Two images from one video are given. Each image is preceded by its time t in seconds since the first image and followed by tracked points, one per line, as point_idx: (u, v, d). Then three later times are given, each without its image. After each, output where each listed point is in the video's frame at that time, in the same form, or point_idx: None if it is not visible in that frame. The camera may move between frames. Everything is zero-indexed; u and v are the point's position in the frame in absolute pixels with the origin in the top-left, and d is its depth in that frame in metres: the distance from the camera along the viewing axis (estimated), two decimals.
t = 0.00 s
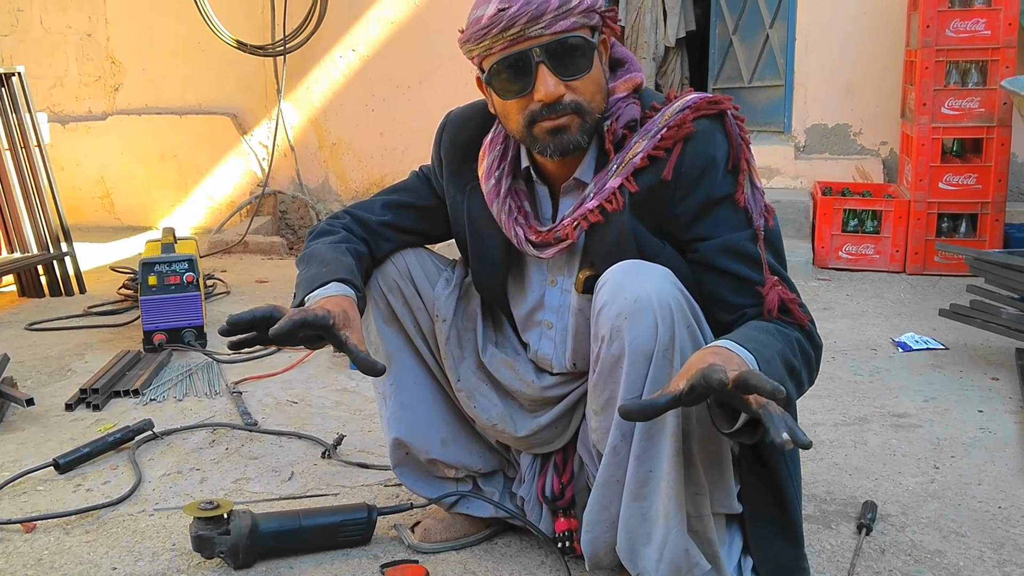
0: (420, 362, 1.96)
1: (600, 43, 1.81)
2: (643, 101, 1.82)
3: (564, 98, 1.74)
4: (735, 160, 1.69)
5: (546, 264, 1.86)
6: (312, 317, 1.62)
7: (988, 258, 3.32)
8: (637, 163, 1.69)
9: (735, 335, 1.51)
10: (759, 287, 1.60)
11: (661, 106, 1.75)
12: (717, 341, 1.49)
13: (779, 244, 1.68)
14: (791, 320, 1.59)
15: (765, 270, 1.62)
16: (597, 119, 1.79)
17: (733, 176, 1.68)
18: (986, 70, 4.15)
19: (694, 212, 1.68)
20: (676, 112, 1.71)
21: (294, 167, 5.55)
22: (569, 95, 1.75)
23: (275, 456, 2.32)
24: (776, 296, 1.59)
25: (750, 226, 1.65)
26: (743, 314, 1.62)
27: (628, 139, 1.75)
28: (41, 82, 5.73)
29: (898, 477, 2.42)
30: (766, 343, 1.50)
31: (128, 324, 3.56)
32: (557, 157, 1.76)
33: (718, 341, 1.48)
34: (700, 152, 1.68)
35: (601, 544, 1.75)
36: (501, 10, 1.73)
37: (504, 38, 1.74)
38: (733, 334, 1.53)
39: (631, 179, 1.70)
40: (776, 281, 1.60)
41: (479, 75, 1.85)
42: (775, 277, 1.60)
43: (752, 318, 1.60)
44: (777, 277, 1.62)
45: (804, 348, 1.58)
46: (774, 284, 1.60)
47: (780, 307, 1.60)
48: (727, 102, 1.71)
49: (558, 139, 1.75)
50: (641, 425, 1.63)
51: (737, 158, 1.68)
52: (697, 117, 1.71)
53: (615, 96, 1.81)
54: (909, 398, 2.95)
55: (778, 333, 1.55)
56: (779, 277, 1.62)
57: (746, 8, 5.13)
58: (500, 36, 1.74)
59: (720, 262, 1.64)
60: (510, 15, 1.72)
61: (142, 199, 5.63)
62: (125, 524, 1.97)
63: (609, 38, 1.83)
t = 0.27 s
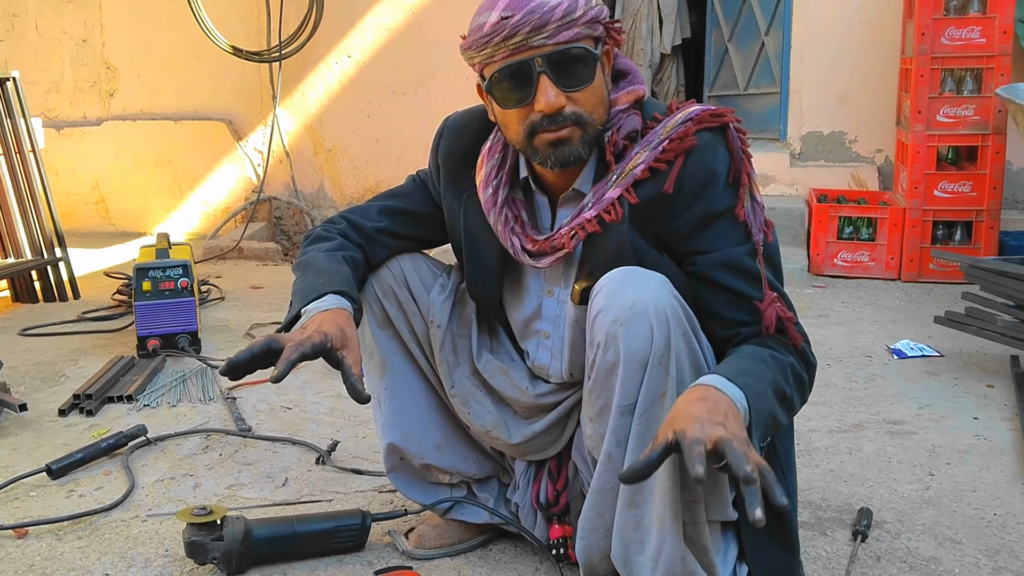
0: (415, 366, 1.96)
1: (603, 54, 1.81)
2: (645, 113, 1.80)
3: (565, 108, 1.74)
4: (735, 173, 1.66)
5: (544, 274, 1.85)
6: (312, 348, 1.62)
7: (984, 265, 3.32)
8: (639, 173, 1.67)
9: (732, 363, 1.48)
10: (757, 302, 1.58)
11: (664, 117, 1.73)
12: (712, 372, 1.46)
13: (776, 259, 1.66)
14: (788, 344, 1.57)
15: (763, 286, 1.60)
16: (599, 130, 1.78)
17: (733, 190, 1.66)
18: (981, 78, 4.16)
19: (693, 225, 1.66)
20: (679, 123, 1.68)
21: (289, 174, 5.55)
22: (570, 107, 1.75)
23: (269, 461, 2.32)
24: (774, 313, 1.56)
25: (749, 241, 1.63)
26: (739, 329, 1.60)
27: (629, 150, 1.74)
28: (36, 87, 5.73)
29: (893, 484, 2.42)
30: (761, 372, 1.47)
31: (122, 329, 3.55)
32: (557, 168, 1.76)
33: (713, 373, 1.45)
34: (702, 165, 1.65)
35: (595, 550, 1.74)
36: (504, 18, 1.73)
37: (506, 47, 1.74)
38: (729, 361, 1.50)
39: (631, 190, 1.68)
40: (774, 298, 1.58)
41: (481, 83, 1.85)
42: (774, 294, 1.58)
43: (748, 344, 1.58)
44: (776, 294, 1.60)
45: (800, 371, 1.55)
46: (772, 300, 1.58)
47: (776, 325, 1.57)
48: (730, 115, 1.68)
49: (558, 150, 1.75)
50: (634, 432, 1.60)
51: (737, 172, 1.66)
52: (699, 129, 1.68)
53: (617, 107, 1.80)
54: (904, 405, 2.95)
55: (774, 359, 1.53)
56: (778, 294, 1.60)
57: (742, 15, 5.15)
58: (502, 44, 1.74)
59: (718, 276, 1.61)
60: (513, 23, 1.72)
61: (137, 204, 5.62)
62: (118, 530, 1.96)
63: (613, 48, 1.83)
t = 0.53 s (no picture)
0: (412, 366, 1.95)
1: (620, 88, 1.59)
2: (661, 135, 1.65)
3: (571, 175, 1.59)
4: (743, 206, 1.58)
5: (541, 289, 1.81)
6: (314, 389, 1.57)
7: (979, 268, 3.31)
8: (648, 196, 1.56)
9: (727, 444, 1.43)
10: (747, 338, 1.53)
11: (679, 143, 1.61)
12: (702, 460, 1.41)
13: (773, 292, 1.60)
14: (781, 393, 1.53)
15: (758, 322, 1.54)
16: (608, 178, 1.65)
17: (740, 222, 1.57)
18: (977, 82, 4.17)
19: (695, 253, 1.57)
20: (694, 149, 1.57)
21: (284, 176, 5.55)
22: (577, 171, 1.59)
23: (264, 464, 2.30)
24: (762, 353, 1.50)
25: (749, 275, 1.56)
26: (730, 364, 1.55)
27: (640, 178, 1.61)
28: (30, 89, 5.71)
29: (889, 487, 2.42)
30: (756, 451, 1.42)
31: (115, 332, 3.54)
32: (556, 215, 1.64)
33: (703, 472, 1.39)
34: (711, 198, 1.56)
35: (591, 553, 1.66)
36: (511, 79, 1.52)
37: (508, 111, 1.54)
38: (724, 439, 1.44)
39: (636, 210, 1.57)
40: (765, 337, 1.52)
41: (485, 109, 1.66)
42: (765, 333, 1.52)
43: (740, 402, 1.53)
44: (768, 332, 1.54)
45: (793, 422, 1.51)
46: (762, 339, 1.51)
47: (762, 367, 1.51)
48: (747, 147, 1.59)
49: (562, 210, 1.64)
50: (629, 436, 1.52)
51: (746, 205, 1.58)
52: (714, 158, 1.57)
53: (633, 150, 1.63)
54: (899, 408, 2.95)
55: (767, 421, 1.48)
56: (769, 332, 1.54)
57: (738, 19, 5.16)
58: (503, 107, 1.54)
59: (716, 310, 1.54)
60: (516, 92, 1.51)
61: (131, 207, 5.61)
62: (111, 532, 1.94)
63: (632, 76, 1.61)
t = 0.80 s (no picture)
0: (413, 358, 1.95)
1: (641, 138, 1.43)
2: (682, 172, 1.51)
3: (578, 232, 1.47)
4: (754, 246, 1.49)
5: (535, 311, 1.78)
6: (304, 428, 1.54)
7: (973, 270, 3.31)
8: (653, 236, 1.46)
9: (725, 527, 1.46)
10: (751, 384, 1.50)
11: (698, 181, 1.47)
12: (698, 536, 1.47)
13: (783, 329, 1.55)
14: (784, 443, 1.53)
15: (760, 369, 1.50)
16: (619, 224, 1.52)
17: (750, 264, 1.49)
18: (971, 84, 4.18)
19: (702, 292, 1.50)
20: (708, 191, 1.45)
21: (278, 176, 5.55)
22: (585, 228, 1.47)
23: (257, 464, 2.30)
24: (765, 404, 1.47)
25: (756, 320, 1.50)
26: (732, 409, 1.54)
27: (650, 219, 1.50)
28: (24, 88, 5.70)
29: (883, 487, 2.42)
30: (752, 526, 1.47)
31: (109, 332, 3.53)
32: (564, 258, 1.53)
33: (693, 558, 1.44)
34: (719, 240, 1.46)
35: (585, 564, 1.62)
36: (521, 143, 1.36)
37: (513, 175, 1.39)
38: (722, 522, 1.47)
39: (639, 243, 1.47)
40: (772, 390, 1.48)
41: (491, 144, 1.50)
42: (769, 382, 1.48)
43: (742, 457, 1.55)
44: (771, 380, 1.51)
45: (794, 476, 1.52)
46: (765, 390, 1.48)
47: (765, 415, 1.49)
48: (764, 191, 1.47)
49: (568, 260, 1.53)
50: (617, 455, 1.50)
51: (757, 247, 1.49)
52: (727, 200, 1.46)
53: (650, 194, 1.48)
54: (894, 410, 2.95)
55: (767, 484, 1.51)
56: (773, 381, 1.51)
57: (733, 21, 5.21)
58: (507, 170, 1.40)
59: (718, 353, 1.51)
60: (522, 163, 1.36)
61: (124, 207, 5.59)
62: (104, 532, 1.94)
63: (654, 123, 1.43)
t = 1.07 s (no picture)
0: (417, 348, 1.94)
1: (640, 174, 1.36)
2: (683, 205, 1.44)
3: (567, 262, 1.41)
4: (751, 283, 1.41)
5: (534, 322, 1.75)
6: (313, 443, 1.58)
7: (966, 271, 3.31)
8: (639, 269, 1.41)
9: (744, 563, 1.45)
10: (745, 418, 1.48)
11: (696, 217, 1.40)
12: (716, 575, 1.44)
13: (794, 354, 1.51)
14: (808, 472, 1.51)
15: (755, 401, 1.48)
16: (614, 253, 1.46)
17: (746, 301, 1.42)
18: (966, 86, 4.20)
19: (693, 323, 1.44)
20: (700, 227, 1.38)
21: (274, 177, 5.54)
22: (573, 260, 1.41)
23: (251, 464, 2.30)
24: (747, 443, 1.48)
25: (749, 355, 1.44)
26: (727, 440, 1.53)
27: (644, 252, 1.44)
28: (18, 88, 5.69)
29: (877, 488, 2.42)
30: (774, 561, 1.46)
31: (102, 332, 3.52)
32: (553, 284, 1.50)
33: None
34: (710, 277, 1.39)
35: None
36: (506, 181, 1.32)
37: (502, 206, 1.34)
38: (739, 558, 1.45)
39: (627, 271, 1.43)
40: (758, 429, 1.48)
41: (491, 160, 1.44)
42: (756, 422, 1.48)
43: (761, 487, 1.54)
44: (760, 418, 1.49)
45: (820, 505, 1.50)
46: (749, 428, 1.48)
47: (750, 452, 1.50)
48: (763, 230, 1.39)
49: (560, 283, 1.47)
50: (598, 481, 1.44)
51: (754, 284, 1.41)
52: (721, 237, 1.39)
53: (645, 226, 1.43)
54: (888, 411, 2.96)
55: (789, 515, 1.50)
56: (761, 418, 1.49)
57: (728, 22, 5.19)
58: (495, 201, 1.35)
59: (711, 381, 1.48)
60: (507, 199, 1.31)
61: (119, 207, 5.58)
62: (97, 532, 1.93)
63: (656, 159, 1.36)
